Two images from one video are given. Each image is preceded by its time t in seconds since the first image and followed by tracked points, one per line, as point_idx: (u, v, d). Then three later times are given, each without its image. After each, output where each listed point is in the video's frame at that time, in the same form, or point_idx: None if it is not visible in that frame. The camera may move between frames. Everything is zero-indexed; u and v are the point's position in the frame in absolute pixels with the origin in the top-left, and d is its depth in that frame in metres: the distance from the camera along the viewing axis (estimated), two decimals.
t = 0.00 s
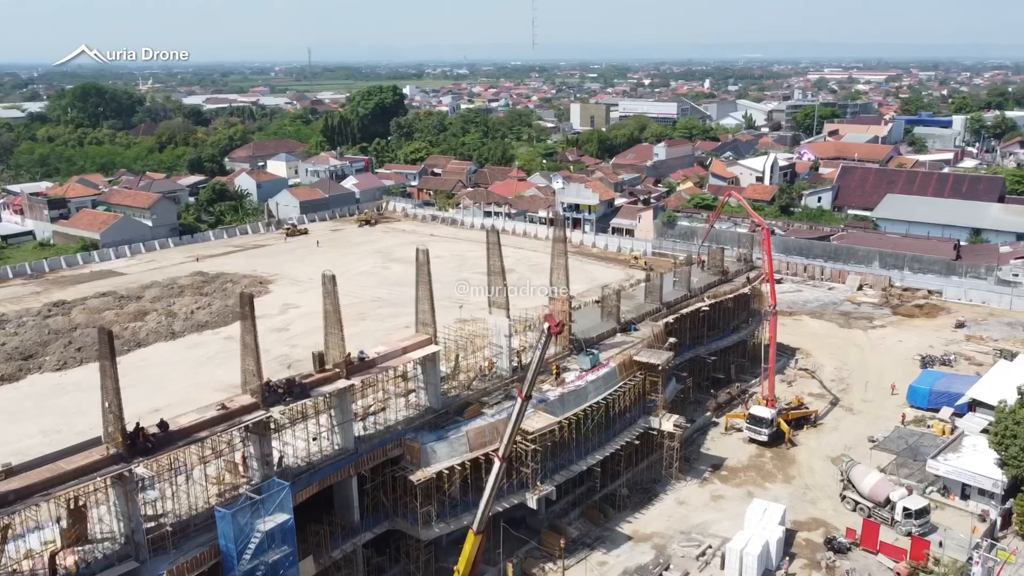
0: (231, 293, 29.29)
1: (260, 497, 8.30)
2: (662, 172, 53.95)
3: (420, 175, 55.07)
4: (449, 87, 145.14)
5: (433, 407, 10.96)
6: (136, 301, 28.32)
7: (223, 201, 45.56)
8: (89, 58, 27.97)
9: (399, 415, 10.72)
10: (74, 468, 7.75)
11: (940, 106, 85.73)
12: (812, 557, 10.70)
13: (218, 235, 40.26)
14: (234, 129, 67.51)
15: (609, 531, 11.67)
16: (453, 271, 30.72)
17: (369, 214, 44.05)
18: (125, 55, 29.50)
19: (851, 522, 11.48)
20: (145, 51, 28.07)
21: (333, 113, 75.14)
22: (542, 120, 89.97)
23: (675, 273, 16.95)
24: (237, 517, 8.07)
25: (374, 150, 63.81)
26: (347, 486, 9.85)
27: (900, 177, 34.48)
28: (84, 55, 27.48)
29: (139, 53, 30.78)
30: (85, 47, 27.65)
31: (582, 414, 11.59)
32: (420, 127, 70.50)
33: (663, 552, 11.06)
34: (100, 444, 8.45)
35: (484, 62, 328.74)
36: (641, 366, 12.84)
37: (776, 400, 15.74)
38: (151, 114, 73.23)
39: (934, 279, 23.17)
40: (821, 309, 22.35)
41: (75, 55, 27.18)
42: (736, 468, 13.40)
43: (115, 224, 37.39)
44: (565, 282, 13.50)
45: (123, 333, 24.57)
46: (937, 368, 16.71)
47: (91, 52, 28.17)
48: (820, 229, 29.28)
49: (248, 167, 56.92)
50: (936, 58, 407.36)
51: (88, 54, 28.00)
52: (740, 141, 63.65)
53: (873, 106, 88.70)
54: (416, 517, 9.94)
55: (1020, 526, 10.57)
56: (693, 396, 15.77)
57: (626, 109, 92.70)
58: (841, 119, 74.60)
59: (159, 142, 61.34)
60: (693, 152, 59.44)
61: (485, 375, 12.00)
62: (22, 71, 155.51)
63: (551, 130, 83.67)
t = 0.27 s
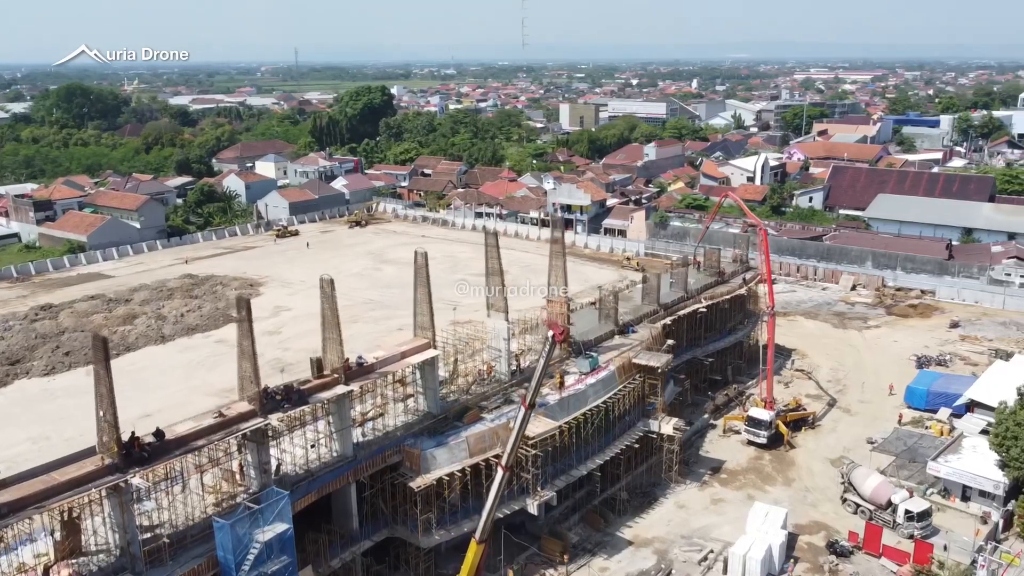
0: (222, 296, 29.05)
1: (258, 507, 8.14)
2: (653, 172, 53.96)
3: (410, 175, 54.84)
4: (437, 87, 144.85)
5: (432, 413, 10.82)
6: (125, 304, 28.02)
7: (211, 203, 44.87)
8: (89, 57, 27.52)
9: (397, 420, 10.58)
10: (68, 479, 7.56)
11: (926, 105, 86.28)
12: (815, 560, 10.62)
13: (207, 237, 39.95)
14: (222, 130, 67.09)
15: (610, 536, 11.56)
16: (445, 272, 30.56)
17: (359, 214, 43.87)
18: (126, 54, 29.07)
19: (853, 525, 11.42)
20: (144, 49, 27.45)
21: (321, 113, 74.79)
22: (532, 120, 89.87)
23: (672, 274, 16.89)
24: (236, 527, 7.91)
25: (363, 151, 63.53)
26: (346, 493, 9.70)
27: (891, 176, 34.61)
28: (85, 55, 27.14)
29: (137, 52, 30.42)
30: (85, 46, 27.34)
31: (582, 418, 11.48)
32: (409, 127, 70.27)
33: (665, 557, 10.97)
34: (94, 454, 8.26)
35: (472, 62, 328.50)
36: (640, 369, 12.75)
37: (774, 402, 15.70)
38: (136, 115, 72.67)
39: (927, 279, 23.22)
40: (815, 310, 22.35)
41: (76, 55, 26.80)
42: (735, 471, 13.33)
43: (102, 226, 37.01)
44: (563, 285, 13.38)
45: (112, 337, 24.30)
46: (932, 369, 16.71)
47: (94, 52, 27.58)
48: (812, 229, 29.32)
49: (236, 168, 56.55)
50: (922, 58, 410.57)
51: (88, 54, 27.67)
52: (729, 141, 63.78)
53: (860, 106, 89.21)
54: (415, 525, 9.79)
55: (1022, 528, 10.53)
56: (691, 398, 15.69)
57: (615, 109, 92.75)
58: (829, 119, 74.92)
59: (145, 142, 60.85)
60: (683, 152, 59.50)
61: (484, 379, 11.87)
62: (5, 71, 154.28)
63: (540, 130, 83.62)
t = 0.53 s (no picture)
0: (212, 299, 28.77)
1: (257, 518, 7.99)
2: (644, 172, 53.96)
3: (400, 176, 54.60)
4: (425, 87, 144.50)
5: (431, 418, 10.66)
6: (114, 308, 27.69)
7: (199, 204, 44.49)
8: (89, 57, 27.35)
9: (396, 426, 10.43)
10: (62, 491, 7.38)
11: (913, 105, 86.84)
12: (817, 564, 10.55)
13: (196, 239, 39.62)
14: (209, 131, 66.64)
15: (611, 541, 11.46)
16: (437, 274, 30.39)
17: (349, 216, 43.64)
18: (126, 53, 28.77)
19: (854, 528, 11.34)
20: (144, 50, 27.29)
21: (309, 113, 74.38)
22: (521, 121, 89.74)
23: (669, 276, 16.82)
24: (235, 539, 7.75)
25: (352, 151, 63.23)
26: (345, 501, 9.55)
27: (882, 176, 34.71)
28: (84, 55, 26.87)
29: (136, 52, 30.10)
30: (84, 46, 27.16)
31: (583, 422, 11.36)
32: (398, 128, 69.99)
33: (667, 562, 10.86)
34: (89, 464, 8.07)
35: (460, 62, 328.42)
36: (639, 372, 12.65)
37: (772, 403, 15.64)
38: (122, 116, 72.03)
39: (920, 279, 23.26)
40: (810, 310, 22.34)
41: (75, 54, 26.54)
42: (735, 474, 13.25)
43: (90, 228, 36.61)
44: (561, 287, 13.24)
45: (100, 341, 23.99)
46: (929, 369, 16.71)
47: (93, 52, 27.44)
48: (805, 229, 29.34)
49: (224, 169, 56.15)
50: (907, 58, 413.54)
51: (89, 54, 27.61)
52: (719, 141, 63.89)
53: (848, 106, 89.65)
54: (415, 533, 9.65)
55: None
56: (689, 400, 15.61)
57: (605, 109, 92.75)
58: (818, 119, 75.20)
59: (131, 144, 60.30)
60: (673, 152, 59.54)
61: (483, 383, 11.72)
62: None
63: (529, 130, 83.47)
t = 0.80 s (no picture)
0: (201, 302, 28.47)
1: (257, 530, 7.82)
2: (634, 172, 53.98)
3: (390, 177, 54.34)
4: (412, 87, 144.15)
5: (431, 424, 10.52)
6: (101, 312, 27.34)
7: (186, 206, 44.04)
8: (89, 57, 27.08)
9: (395, 433, 10.28)
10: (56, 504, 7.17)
11: (899, 104, 87.37)
12: (821, 568, 10.47)
13: (183, 241, 39.23)
14: (195, 132, 66.14)
15: (612, 547, 11.36)
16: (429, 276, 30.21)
17: (338, 217, 43.34)
18: (126, 53, 28.47)
19: (856, 532, 11.26)
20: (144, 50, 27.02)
21: (297, 114, 74.00)
22: (509, 121, 89.61)
23: (666, 277, 16.73)
24: (234, 552, 7.59)
25: (340, 152, 62.90)
26: (345, 510, 9.40)
27: (872, 176, 34.85)
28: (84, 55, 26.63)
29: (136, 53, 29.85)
30: (84, 46, 26.90)
31: (583, 427, 11.24)
32: (386, 129, 69.65)
33: (669, 568, 10.76)
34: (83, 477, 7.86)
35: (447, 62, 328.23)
36: (639, 375, 12.56)
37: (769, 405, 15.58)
38: (107, 116, 71.36)
39: (912, 279, 23.31)
40: (804, 311, 22.33)
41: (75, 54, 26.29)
42: (734, 478, 13.17)
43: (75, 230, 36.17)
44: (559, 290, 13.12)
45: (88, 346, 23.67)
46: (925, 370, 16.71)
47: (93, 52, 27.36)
48: (796, 229, 29.36)
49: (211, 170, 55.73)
50: (892, 58, 416.52)
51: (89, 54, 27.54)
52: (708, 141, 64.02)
53: (834, 105, 90.06)
54: (416, 541, 9.50)
55: None
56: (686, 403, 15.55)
57: (593, 109, 92.76)
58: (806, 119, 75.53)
59: (116, 145, 59.66)
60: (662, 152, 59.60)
61: (481, 388, 11.59)
62: None
63: (517, 131, 83.30)
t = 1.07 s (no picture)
0: (191, 305, 28.19)
1: (257, 541, 7.70)
2: (624, 173, 53.95)
3: (379, 178, 54.08)
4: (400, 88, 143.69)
5: (430, 430, 10.37)
6: (90, 315, 27.03)
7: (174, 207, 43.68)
8: (90, 58, 26.83)
9: (394, 439, 10.13)
10: (51, 518, 7.00)
11: (886, 104, 87.84)
12: (824, 572, 10.41)
13: (171, 243, 38.90)
14: (181, 133, 65.64)
15: (613, 552, 11.24)
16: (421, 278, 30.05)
17: (329, 218, 43.07)
18: (125, 53, 28.21)
19: (857, 534, 11.20)
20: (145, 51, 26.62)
21: (284, 115, 73.60)
22: (498, 121, 89.44)
23: (663, 279, 16.68)
24: (234, 564, 7.47)
25: (329, 153, 62.57)
26: (345, 519, 9.24)
27: (863, 176, 34.96)
28: (84, 56, 26.42)
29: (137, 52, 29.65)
30: (83, 46, 26.66)
31: (584, 432, 11.14)
32: (375, 129, 69.38)
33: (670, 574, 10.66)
34: (79, 489, 7.70)
35: (434, 62, 328.23)
36: (639, 379, 12.48)
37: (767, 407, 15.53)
38: (92, 118, 70.75)
39: (905, 279, 23.35)
40: (799, 311, 22.31)
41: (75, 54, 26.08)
42: (734, 481, 13.09)
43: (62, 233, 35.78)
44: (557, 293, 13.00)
45: (76, 350, 23.37)
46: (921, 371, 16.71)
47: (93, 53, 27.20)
48: (789, 229, 29.39)
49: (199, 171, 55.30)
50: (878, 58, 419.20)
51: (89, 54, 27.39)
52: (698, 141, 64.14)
53: (822, 105, 90.42)
54: (417, 550, 9.34)
55: None
56: (684, 405, 15.47)
57: (582, 109, 92.74)
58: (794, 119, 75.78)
59: (102, 146, 59.12)
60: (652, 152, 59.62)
61: (480, 393, 11.46)
62: None
63: (506, 131, 83.17)
